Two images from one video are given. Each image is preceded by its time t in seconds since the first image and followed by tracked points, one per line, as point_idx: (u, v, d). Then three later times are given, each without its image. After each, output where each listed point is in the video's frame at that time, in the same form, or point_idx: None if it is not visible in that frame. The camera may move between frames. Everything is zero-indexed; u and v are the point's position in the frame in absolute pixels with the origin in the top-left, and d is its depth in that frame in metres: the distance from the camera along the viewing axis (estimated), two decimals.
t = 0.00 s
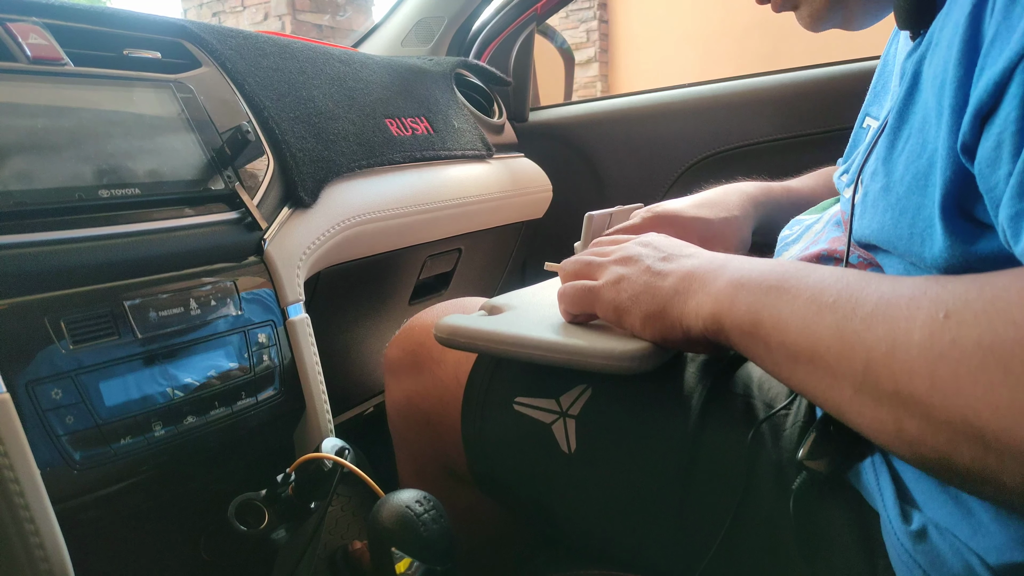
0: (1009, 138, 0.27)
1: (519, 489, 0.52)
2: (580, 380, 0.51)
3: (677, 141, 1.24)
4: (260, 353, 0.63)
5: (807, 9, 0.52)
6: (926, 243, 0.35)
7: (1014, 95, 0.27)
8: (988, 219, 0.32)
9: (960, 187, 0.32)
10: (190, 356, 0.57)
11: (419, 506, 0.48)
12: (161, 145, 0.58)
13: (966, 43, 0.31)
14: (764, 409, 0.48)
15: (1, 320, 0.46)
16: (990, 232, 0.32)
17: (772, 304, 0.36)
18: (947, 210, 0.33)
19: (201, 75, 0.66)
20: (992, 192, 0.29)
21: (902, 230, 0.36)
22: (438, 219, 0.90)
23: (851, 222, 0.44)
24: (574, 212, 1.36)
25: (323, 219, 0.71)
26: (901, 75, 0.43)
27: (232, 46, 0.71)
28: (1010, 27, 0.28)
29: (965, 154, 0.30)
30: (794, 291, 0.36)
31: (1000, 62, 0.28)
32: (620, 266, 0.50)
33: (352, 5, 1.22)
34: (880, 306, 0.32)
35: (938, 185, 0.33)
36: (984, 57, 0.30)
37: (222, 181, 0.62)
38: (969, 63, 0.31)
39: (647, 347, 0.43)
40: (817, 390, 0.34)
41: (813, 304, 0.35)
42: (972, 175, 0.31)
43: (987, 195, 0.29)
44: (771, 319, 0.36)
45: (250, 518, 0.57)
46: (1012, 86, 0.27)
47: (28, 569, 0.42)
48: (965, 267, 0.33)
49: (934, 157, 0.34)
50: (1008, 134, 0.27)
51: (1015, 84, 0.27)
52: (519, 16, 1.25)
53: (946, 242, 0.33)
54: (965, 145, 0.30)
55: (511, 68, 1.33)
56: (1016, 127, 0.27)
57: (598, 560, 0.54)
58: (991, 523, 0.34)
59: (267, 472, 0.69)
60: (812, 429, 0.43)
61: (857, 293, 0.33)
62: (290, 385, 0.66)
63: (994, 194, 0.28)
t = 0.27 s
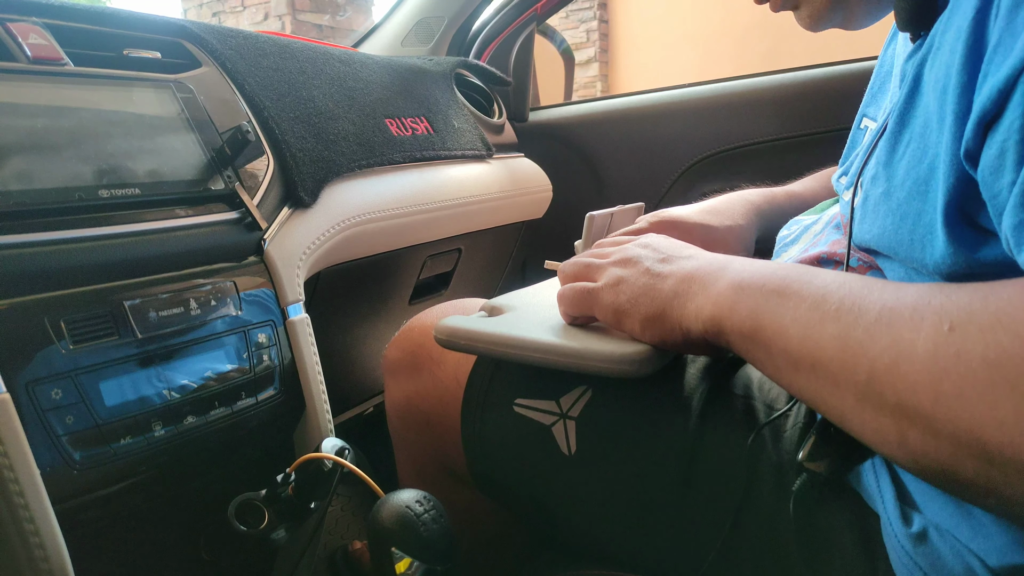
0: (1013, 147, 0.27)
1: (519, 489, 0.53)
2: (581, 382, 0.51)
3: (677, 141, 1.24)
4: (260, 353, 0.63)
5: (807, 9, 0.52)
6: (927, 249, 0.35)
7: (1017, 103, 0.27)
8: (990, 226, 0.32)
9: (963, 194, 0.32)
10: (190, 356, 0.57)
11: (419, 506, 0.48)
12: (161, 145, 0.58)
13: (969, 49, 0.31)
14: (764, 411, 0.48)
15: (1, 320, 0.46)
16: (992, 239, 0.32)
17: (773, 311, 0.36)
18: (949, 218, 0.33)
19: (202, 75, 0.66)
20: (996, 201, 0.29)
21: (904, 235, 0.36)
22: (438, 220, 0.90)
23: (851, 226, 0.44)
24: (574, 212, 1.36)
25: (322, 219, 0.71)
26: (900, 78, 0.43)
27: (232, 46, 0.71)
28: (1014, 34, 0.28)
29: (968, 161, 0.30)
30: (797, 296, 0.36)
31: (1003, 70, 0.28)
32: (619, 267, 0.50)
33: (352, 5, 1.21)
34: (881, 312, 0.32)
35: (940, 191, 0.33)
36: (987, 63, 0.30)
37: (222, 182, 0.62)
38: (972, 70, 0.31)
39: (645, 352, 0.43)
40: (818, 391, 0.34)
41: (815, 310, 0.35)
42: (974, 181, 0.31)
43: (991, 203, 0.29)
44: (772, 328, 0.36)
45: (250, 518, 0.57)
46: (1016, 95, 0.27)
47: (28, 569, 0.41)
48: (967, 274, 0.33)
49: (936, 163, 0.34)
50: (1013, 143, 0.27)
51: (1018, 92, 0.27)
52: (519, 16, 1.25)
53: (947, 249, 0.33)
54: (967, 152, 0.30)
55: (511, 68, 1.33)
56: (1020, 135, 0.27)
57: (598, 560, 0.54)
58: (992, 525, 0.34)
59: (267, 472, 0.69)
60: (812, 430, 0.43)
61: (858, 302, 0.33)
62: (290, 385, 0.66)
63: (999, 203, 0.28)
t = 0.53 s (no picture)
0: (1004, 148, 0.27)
1: (520, 488, 0.53)
2: (582, 381, 0.51)
3: (678, 141, 1.24)
4: (260, 353, 0.63)
5: (808, 8, 0.53)
6: (925, 249, 0.35)
7: (1010, 104, 0.27)
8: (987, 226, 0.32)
9: (958, 194, 0.32)
10: (190, 356, 0.57)
11: (419, 506, 0.48)
12: (161, 145, 0.58)
13: (966, 48, 0.31)
14: (764, 411, 0.48)
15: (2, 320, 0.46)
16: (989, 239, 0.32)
17: (767, 304, 0.36)
18: (945, 218, 0.33)
19: (202, 75, 0.66)
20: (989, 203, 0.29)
21: (901, 235, 0.36)
22: (438, 220, 0.90)
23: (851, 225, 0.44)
24: (574, 212, 1.36)
25: (322, 219, 0.71)
26: (901, 77, 0.43)
27: (232, 45, 0.71)
28: (1009, 33, 0.28)
29: (964, 161, 0.30)
30: (792, 288, 0.36)
31: (997, 70, 0.28)
32: (618, 262, 0.50)
33: (352, 5, 1.21)
34: (872, 305, 0.32)
35: (937, 191, 0.33)
36: (982, 64, 0.30)
37: (222, 181, 0.62)
38: (968, 70, 0.31)
39: (649, 346, 0.43)
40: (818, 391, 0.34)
41: (810, 300, 0.34)
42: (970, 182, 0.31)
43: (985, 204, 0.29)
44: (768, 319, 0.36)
45: (250, 518, 0.57)
46: (1009, 95, 0.27)
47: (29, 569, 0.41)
48: (964, 274, 0.33)
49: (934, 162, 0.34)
50: (1004, 144, 0.27)
51: (1011, 93, 0.27)
52: (519, 16, 1.25)
53: (945, 249, 0.33)
54: (964, 152, 0.30)
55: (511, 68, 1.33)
56: (1013, 135, 0.27)
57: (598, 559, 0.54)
58: (992, 525, 0.34)
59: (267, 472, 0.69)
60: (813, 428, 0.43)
61: (849, 294, 0.33)
62: (290, 385, 0.66)
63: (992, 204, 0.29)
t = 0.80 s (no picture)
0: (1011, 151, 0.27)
1: (520, 488, 0.52)
2: (580, 381, 0.51)
3: (678, 141, 1.24)
4: (260, 353, 0.63)
5: (806, 8, 0.52)
6: (925, 251, 0.35)
7: (1017, 106, 0.27)
8: (989, 228, 0.32)
9: (962, 196, 0.32)
10: (189, 356, 0.57)
11: (419, 506, 0.48)
12: (161, 145, 0.58)
13: (969, 48, 0.31)
14: (764, 410, 0.47)
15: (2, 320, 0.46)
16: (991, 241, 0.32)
17: (780, 318, 0.36)
18: (949, 220, 0.33)
19: (202, 75, 0.66)
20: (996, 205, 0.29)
21: (902, 236, 0.36)
22: (438, 220, 0.90)
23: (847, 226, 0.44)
24: (574, 212, 1.36)
25: (322, 219, 0.71)
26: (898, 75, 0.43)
27: (232, 45, 0.71)
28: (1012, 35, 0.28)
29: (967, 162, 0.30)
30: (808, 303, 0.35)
31: (1003, 72, 0.28)
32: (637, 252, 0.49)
33: (352, 4, 1.21)
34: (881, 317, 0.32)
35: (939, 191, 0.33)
36: (986, 65, 0.30)
37: (222, 182, 0.62)
38: (971, 71, 0.31)
39: (652, 349, 0.44)
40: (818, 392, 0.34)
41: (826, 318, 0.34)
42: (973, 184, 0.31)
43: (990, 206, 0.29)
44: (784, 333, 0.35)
45: (250, 518, 0.57)
46: (1016, 97, 0.27)
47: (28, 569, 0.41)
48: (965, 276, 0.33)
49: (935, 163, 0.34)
50: (1011, 146, 0.27)
51: (1018, 94, 0.27)
52: (519, 16, 1.25)
53: (945, 248, 0.33)
54: (968, 153, 0.30)
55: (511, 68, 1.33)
56: (1020, 137, 0.27)
57: (598, 558, 0.54)
58: (992, 525, 0.34)
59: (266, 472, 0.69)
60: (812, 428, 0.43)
61: (863, 308, 0.33)
62: (290, 385, 0.66)
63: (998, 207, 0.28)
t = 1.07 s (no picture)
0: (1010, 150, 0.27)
1: (520, 489, 0.53)
2: (579, 382, 0.51)
3: (678, 141, 1.24)
4: (260, 353, 0.63)
5: (806, 10, 0.52)
6: (920, 249, 0.35)
7: (1015, 103, 0.27)
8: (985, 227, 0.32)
9: (958, 194, 0.32)
10: (189, 356, 0.57)
11: (419, 506, 0.48)
12: (161, 145, 0.58)
13: (965, 47, 0.31)
14: (763, 410, 0.47)
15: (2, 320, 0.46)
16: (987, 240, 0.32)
17: (780, 321, 0.36)
18: (945, 219, 0.33)
19: (202, 75, 0.66)
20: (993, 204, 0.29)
21: (897, 235, 0.36)
22: (438, 220, 0.90)
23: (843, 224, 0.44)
24: (574, 212, 1.36)
25: (322, 220, 0.71)
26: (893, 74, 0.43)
27: (232, 45, 0.71)
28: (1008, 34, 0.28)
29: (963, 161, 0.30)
30: (803, 307, 0.36)
31: (999, 70, 0.28)
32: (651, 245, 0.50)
33: (352, 5, 1.21)
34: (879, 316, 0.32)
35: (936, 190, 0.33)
36: (982, 63, 0.30)
37: (222, 181, 0.62)
38: (968, 69, 0.31)
39: (651, 348, 0.44)
40: (818, 393, 0.34)
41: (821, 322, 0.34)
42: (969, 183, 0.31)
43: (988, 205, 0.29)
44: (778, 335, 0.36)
45: (250, 518, 0.57)
46: (1013, 95, 0.27)
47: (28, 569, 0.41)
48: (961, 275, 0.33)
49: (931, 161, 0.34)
50: (1009, 145, 0.27)
51: (1015, 92, 0.27)
52: (519, 16, 1.25)
53: (941, 246, 0.33)
54: (965, 152, 0.30)
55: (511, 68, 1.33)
56: (1018, 135, 0.27)
57: (598, 558, 0.54)
58: (992, 525, 0.34)
59: (266, 473, 0.69)
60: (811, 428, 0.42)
61: (863, 310, 0.33)
62: (290, 385, 0.66)
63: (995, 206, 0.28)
